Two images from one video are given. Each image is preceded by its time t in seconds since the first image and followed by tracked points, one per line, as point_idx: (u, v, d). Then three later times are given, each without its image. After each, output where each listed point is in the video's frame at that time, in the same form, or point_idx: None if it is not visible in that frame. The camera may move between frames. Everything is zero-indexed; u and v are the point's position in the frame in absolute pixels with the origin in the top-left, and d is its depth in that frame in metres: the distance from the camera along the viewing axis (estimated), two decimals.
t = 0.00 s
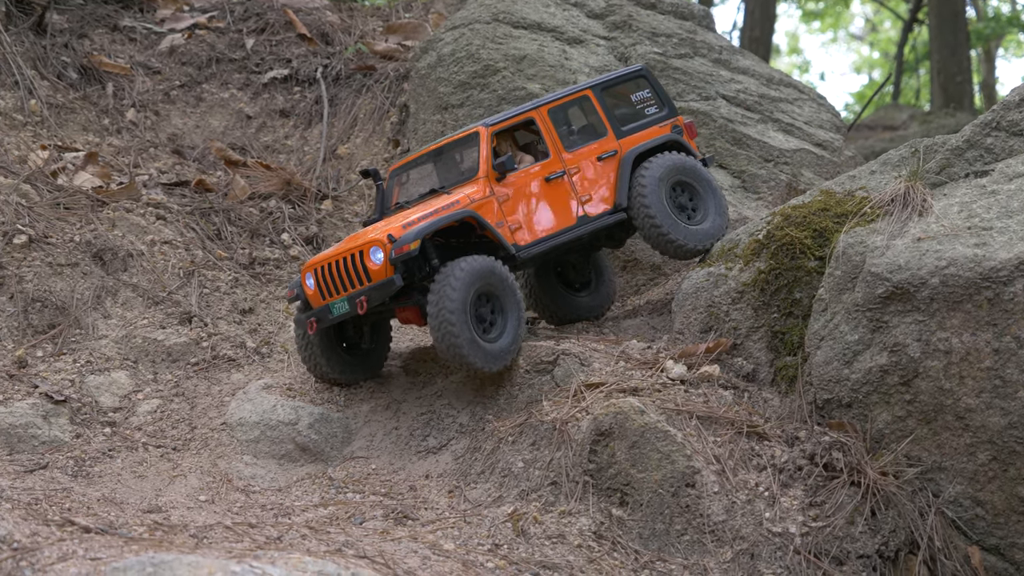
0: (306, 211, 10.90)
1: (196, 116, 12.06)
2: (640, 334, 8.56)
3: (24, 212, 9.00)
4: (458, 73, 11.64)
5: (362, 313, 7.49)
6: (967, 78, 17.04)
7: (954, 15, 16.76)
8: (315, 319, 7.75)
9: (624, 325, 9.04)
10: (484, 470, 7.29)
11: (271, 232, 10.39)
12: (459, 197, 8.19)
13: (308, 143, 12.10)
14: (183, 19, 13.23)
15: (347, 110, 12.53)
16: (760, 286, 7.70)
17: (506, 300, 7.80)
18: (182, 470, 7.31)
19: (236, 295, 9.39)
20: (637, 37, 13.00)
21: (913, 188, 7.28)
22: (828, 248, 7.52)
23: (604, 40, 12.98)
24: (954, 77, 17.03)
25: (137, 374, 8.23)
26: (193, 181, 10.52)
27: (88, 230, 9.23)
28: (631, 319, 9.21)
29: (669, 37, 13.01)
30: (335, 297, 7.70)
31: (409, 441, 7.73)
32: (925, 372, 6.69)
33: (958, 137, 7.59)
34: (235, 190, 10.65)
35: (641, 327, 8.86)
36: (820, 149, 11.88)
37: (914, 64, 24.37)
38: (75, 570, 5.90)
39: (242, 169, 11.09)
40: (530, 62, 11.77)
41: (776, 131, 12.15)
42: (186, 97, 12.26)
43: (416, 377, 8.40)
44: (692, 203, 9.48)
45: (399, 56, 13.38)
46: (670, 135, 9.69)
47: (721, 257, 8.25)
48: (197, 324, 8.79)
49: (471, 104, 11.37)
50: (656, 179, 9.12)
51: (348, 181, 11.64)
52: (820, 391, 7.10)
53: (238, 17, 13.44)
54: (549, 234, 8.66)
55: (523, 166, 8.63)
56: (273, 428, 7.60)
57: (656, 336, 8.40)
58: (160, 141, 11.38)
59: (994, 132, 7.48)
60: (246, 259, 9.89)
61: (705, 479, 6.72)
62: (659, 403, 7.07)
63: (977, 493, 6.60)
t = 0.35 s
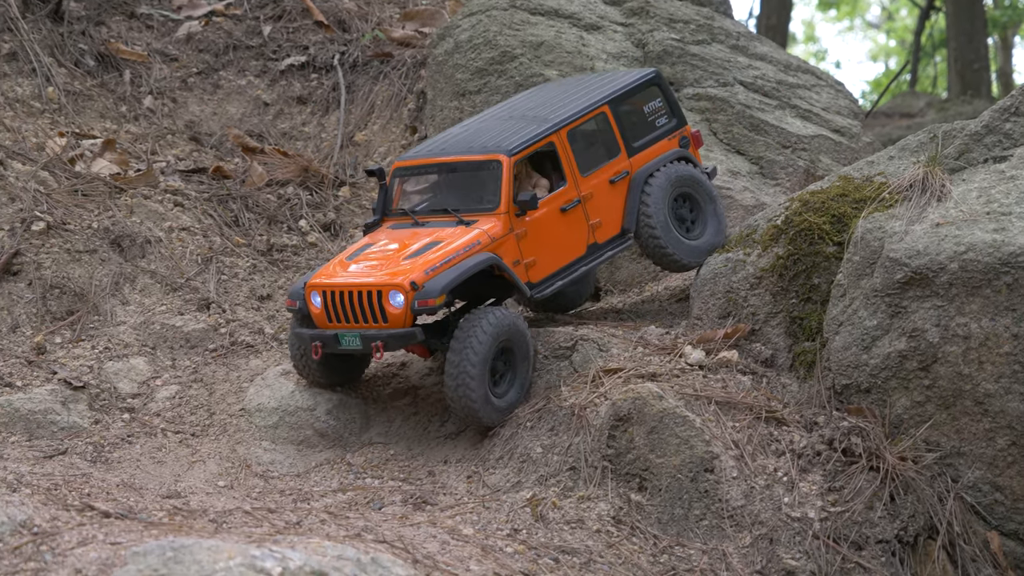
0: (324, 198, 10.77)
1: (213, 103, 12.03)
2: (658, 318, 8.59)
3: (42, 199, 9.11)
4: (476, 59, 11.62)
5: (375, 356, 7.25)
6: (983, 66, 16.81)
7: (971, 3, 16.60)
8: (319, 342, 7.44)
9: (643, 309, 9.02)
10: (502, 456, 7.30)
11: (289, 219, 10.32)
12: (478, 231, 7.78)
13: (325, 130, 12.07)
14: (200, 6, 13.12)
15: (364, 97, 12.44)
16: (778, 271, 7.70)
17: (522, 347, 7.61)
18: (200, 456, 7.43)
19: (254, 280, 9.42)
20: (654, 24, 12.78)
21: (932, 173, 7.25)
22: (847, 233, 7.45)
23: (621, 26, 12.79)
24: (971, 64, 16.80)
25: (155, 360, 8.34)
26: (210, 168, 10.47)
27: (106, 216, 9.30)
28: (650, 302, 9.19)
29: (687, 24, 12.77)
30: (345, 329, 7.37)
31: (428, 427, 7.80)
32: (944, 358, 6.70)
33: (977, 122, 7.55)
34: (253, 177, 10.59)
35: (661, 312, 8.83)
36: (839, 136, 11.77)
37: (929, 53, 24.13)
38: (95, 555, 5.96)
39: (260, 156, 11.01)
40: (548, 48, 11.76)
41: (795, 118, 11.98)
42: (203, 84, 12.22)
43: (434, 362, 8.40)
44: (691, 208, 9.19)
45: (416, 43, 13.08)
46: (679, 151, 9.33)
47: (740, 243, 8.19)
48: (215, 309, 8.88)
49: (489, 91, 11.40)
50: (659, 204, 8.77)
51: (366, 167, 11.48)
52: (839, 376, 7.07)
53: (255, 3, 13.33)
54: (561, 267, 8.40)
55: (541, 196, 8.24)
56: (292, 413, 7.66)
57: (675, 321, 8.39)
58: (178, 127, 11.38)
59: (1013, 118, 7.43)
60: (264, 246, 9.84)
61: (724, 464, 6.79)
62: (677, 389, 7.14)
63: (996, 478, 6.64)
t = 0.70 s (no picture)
0: (346, 177, 10.67)
1: (235, 83, 11.75)
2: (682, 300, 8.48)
3: (65, 178, 9.12)
4: (498, 39, 11.20)
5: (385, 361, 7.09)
6: (1006, 47, 16.59)
7: None
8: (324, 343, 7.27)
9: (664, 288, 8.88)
10: (527, 435, 7.43)
11: (311, 198, 10.25)
12: (491, 236, 7.48)
13: (347, 110, 11.77)
14: None
15: (386, 77, 12.05)
16: (801, 250, 7.67)
17: (532, 354, 7.52)
18: (223, 435, 7.53)
19: (277, 261, 9.33)
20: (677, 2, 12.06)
21: (955, 152, 7.25)
22: (871, 213, 7.43)
23: (643, 5, 12.06)
24: (994, 44, 16.56)
25: (178, 340, 8.35)
26: (232, 147, 10.46)
27: (129, 196, 9.31)
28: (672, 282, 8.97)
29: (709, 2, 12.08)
30: (354, 331, 7.19)
31: (450, 407, 7.83)
32: (968, 336, 6.70)
33: (1002, 100, 7.53)
34: (275, 156, 10.58)
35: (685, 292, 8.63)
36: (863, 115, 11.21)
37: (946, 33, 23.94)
38: (120, 533, 6.02)
39: (282, 136, 10.98)
40: (570, 28, 11.29)
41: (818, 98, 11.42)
42: (225, 64, 11.88)
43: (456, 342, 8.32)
44: (689, 207, 8.82)
45: (438, 22, 12.67)
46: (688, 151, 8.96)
47: (763, 222, 8.12)
48: (238, 289, 8.82)
49: (511, 71, 11.02)
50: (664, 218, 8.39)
51: (388, 148, 11.33)
52: (862, 354, 7.05)
53: None
54: (570, 271, 8.08)
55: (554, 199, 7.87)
56: (313, 393, 7.84)
57: (698, 301, 8.35)
58: (200, 107, 11.19)
59: None
60: (287, 226, 9.83)
61: (748, 443, 6.82)
62: (700, 366, 7.18)
63: (1019, 456, 6.70)
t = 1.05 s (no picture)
0: (390, 169, 10.36)
1: (278, 75, 11.44)
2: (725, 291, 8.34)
3: (109, 169, 9.23)
4: (541, 31, 11.08)
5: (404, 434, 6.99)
6: None
7: None
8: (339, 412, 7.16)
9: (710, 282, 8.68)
10: (572, 426, 7.54)
11: (355, 189, 10.05)
12: (501, 292, 7.22)
13: (390, 102, 11.37)
14: None
15: (429, 69, 11.60)
16: (846, 243, 7.67)
17: (549, 379, 7.38)
18: (267, 427, 7.66)
19: (320, 252, 9.35)
20: None
21: (1001, 143, 7.15)
22: (915, 205, 7.47)
23: None
24: None
25: (223, 331, 8.49)
26: (275, 140, 10.26)
27: (172, 187, 9.31)
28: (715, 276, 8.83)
29: None
30: (368, 401, 7.05)
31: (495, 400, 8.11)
32: (1014, 329, 6.66)
33: None
34: (318, 148, 10.25)
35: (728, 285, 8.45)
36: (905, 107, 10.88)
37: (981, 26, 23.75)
38: (165, 522, 6.05)
39: (326, 129, 10.62)
40: (613, 20, 11.08)
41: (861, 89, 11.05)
42: (268, 56, 11.59)
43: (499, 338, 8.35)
44: (698, 231, 8.35)
45: (482, 14, 12.05)
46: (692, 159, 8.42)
47: (806, 213, 8.07)
48: (282, 281, 8.92)
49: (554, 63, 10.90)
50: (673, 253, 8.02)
51: (431, 140, 10.89)
52: (907, 347, 7.05)
53: None
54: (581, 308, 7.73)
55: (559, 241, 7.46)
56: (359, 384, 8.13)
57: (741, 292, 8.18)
58: (242, 100, 10.92)
59: None
60: (330, 217, 9.70)
61: (792, 436, 6.86)
62: (745, 358, 7.20)
63: None
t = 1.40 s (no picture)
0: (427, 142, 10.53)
1: (316, 48, 11.51)
2: (760, 264, 8.35)
3: (146, 141, 9.36)
4: (578, 3, 10.74)
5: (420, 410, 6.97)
6: None
7: None
8: (355, 396, 7.16)
9: (747, 256, 8.64)
10: (609, 398, 7.66)
11: (391, 162, 10.26)
12: (507, 260, 7.25)
13: (427, 75, 11.49)
14: None
15: (467, 42, 11.61)
16: (883, 216, 7.64)
17: (563, 355, 7.38)
18: (303, 398, 7.78)
19: (357, 224, 9.49)
20: None
21: None
22: (953, 178, 7.42)
23: None
24: None
25: (259, 302, 8.64)
26: (312, 113, 10.42)
27: (209, 159, 9.42)
28: (753, 249, 8.81)
29: None
30: (383, 381, 7.03)
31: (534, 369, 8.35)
32: None
33: None
34: (355, 120, 10.45)
35: (764, 258, 8.45)
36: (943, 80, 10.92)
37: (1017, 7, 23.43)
38: (201, 491, 6.03)
39: (363, 101, 10.81)
40: None
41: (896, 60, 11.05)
42: (306, 28, 11.65)
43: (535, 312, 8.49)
44: (713, 202, 8.44)
45: None
46: (693, 120, 8.50)
47: (844, 185, 8.06)
48: (318, 253, 9.09)
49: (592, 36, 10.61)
50: (689, 216, 8.07)
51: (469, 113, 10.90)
52: (944, 320, 7.03)
53: None
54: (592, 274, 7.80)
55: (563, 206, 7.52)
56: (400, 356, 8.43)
57: (779, 264, 8.25)
58: (280, 71, 11.09)
59: None
60: (366, 190, 9.92)
61: (828, 408, 6.87)
62: (782, 331, 7.24)
63: None
